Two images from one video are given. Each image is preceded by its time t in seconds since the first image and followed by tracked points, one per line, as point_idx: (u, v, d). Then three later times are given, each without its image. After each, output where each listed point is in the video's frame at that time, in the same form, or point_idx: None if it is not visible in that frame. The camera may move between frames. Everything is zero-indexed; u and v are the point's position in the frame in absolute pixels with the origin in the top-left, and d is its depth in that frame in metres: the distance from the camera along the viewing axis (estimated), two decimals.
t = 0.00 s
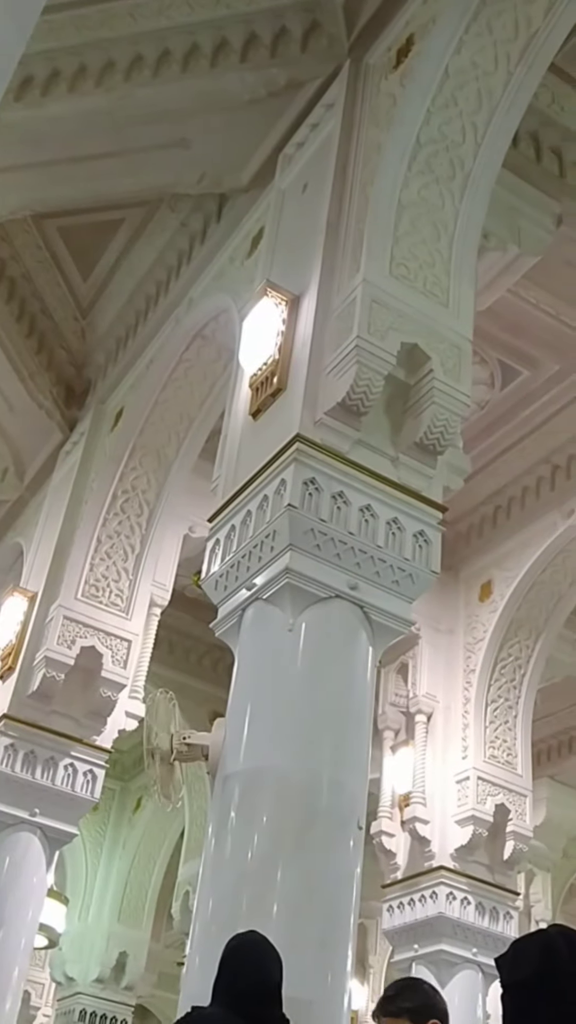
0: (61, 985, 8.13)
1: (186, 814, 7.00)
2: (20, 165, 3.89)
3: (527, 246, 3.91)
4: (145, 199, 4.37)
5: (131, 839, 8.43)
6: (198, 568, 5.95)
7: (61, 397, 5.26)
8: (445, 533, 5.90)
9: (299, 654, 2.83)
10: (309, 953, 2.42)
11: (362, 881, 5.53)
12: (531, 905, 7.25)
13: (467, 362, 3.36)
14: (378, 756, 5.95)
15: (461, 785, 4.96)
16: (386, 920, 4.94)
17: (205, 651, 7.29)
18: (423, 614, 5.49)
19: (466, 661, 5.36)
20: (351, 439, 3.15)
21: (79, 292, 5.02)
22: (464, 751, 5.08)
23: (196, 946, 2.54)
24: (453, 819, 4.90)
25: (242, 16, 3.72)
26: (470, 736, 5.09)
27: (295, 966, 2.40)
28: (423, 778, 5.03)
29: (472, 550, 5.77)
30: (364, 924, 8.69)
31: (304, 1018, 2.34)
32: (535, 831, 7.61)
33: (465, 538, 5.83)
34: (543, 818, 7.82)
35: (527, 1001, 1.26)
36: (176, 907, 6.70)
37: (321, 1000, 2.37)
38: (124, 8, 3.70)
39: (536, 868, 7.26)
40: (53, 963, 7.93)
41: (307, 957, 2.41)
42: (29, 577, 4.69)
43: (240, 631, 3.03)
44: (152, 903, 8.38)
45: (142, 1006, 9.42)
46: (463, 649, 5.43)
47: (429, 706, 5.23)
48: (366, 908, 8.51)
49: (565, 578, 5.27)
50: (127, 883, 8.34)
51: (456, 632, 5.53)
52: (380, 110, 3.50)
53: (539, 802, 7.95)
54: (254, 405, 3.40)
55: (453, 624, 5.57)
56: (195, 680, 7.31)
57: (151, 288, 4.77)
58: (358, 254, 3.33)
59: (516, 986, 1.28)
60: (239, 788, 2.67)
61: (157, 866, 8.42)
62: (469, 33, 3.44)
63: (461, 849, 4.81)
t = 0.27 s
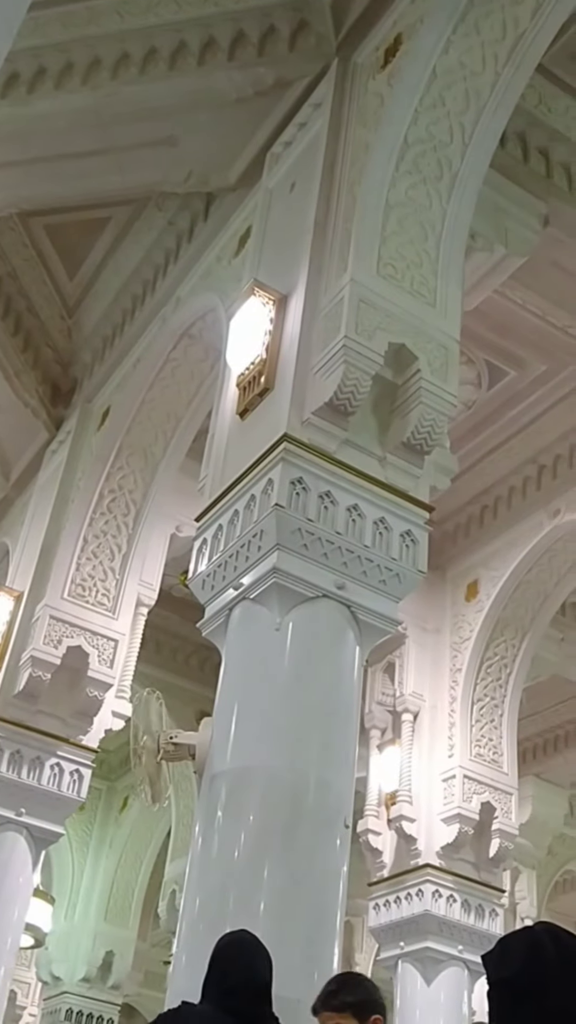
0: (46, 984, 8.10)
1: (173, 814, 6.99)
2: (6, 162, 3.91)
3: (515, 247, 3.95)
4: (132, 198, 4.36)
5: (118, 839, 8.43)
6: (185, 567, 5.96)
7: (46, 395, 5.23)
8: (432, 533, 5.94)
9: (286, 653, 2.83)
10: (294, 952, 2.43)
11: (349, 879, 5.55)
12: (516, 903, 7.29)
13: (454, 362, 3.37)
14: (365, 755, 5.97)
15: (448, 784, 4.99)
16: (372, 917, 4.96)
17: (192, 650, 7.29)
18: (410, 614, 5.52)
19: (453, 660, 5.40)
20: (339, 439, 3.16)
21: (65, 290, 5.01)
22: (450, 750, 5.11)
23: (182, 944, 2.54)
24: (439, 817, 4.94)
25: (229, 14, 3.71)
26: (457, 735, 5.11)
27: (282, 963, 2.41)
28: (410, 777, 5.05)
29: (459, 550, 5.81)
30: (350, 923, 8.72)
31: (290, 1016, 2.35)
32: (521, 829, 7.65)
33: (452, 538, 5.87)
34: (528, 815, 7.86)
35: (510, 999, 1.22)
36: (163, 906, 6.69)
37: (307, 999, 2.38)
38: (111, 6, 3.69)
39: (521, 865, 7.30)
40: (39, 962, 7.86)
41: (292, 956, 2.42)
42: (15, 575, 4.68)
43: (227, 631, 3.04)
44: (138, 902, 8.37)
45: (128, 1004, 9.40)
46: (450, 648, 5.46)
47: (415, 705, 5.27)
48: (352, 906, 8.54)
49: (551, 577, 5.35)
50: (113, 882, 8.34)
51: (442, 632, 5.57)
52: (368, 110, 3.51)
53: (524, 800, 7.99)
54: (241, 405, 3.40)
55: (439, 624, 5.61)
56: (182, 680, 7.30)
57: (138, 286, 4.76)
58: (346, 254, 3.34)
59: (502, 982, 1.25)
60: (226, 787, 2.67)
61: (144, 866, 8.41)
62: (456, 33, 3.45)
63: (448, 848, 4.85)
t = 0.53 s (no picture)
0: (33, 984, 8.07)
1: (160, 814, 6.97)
2: None
3: (501, 247, 3.98)
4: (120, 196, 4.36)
5: (103, 839, 8.42)
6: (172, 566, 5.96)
7: (33, 394, 5.21)
8: (418, 533, 5.97)
9: (273, 652, 2.83)
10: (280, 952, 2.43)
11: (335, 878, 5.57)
12: (502, 900, 7.33)
13: (441, 363, 3.38)
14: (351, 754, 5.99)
15: (434, 783, 5.03)
16: (358, 916, 4.97)
17: (178, 650, 7.28)
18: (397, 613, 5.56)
19: (439, 659, 5.44)
20: (326, 439, 3.16)
21: (52, 288, 5.00)
22: (435, 750, 5.15)
23: (168, 943, 2.54)
24: (426, 816, 4.97)
25: (217, 13, 3.71)
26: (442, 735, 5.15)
27: (268, 964, 2.41)
28: (396, 777, 5.08)
29: (445, 550, 5.84)
30: (337, 922, 8.74)
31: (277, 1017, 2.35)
32: (507, 827, 7.70)
33: (438, 537, 5.90)
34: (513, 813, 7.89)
35: (496, 996, 1.25)
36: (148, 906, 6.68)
37: (293, 999, 2.38)
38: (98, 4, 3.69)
39: (506, 863, 7.33)
40: (25, 962, 7.90)
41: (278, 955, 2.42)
42: None
43: (214, 630, 3.03)
44: (124, 902, 8.33)
45: (114, 1003, 9.38)
46: (435, 647, 5.50)
47: (402, 704, 5.29)
48: (339, 904, 8.57)
49: (536, 580, 5.44)
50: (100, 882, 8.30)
51: (429, 631, 5.60)
52: (355, 111, 3.52)
53: (509, 797, 8.03)
54: (229, 405, 3.41)
55: (426, 623, 5.64)
56: (168, 679, 7.30)
57: (125, 285, 4.75)
58: (333, 254, 3.34)
59: (489, 981, 1.27)
60: (212, 787, 2.67)
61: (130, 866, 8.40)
62: (443, 34, 3.47)
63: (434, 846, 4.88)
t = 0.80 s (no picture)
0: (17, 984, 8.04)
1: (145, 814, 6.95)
2: None
3: (487, 248, 4.01)
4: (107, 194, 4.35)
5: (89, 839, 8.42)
6: (158, 566, 5.95)
7: (19, 392, 5.19)
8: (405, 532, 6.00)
9: (260, 652, 2.83)
10: (266, 951, 2.43)
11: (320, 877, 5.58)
12: (487, 899, 7.36)
13: (427, 363, 3.39)
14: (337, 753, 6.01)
15: (419, 782, 5.07)
16: (344, 915, 5.00)
17: (164, 650, 7.27)
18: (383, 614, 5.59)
19: (425, 658, 5.47)
20: (313, 439, 3.17)
21: (38, 288, 4.97)
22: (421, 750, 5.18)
23: (154, 943, 2.54)
24: (412, 816, 5.00)
25: (204, 12, 3.70)
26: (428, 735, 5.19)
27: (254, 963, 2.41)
28: (382, 777, 5.10)
29: (432, 550, 5.88)
30: (322, 921, 8.76)
31: (263, 1017, 2.35)
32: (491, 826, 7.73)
33: (425, 537, 5.93)
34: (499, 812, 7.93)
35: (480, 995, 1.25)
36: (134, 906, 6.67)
37: (280, 998, 2.38)
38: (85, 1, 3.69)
39: (491, 862, 7.36)
40: (9, 962, 7.87)
41: (265, 955, 2.42)
42: None
43: (201, 630, 3.03)
44: (110, 902, 8.35)
45: (99, 1003, 9.37)
46: (421, 647, 5.54)
47: (388, 704, 5.32)
48: (324, 903, 8.59)
49: (521, 579, 5.47)
50: (85, 881, 8.30)
51: (415, 630, 5.64)
52: (342, 111, 3.53)
53: (495, 796, 8.05)
54: (216, 404, 3.41)
55: (412, 623, 5.67)
56: (153, 679, 7.28)
57: (111, 283, 4.75)
58: (321, 253, 3.35)
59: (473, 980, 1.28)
60: (199, 787, 2.67)
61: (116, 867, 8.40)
62: (431, 35, 3.47)
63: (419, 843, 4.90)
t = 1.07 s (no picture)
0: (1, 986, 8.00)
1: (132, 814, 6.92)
2: None
3: (474, 249, 4.03)
4: (94, 192, 4.33)
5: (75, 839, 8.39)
6: (145, 566, 5.95)
7: (4, 391, 5.18)
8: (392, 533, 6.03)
9: (247, 651, 2.83)
10: (252, 951, 2.43)
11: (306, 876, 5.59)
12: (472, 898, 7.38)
13: (414, 364, 3.40)
14: (323, 754, 6.02)
15: (405, 781, 5.11)
16: (330, 914, 5.01)
17: (151, 649, 7.26)
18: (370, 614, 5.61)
19: (411, 658, 5.51)
20: (300, 438, 3.17)
21: (24, 287, 4.95)
22: (407, 750, 5.21)
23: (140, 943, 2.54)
24: (397, 814, 5.03)
25: (192, 11, 3.70)
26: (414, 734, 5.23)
27: (239, 963, 2.41)
28: (368, 776, 5.13)
29: (420, 550, 5.89)
30: (308, 920, 8.78)
31: (248, 1017, 2.35)
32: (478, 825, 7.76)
33: (412, 538, 5.96)
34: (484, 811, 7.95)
35: (464, 993, 1.31)
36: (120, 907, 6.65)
37: (265, 998, 2.39)
38: None
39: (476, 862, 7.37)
40: None
41: (250, 956, 2.42)
42: None
43: (187, 629, 3.03)
44: (95, 902, 8.35)
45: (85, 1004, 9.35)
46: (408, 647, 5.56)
47: (374, 703, 5.34)
48: (310, 903, 8.60)
49: (508, 578, 5.53)
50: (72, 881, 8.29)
51: (401, 630, 5.67)
52: (330, 111, 3.54)
53: (480, 795, 8.07)
54: (203, 403, 3.41)
55: (398, 624, 5.71)
56: (138, 677, 7.26)
57: (98, 282, 4.73)
58: (308, 253, 3.35)
59: (458, 979, 1.33)
60: (185, 786, 2.67)
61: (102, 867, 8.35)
62: (418, 36, 3.48)
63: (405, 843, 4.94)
